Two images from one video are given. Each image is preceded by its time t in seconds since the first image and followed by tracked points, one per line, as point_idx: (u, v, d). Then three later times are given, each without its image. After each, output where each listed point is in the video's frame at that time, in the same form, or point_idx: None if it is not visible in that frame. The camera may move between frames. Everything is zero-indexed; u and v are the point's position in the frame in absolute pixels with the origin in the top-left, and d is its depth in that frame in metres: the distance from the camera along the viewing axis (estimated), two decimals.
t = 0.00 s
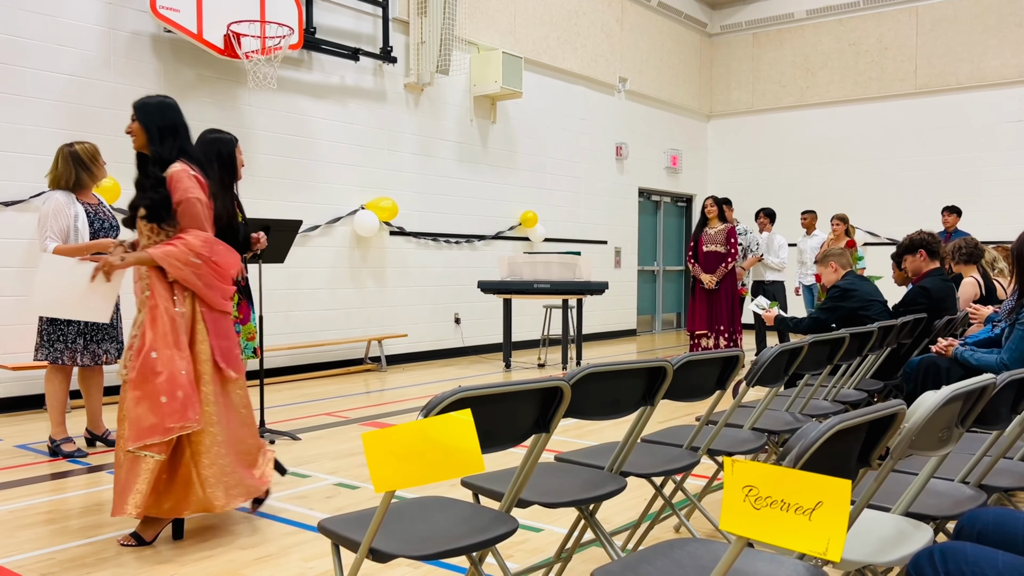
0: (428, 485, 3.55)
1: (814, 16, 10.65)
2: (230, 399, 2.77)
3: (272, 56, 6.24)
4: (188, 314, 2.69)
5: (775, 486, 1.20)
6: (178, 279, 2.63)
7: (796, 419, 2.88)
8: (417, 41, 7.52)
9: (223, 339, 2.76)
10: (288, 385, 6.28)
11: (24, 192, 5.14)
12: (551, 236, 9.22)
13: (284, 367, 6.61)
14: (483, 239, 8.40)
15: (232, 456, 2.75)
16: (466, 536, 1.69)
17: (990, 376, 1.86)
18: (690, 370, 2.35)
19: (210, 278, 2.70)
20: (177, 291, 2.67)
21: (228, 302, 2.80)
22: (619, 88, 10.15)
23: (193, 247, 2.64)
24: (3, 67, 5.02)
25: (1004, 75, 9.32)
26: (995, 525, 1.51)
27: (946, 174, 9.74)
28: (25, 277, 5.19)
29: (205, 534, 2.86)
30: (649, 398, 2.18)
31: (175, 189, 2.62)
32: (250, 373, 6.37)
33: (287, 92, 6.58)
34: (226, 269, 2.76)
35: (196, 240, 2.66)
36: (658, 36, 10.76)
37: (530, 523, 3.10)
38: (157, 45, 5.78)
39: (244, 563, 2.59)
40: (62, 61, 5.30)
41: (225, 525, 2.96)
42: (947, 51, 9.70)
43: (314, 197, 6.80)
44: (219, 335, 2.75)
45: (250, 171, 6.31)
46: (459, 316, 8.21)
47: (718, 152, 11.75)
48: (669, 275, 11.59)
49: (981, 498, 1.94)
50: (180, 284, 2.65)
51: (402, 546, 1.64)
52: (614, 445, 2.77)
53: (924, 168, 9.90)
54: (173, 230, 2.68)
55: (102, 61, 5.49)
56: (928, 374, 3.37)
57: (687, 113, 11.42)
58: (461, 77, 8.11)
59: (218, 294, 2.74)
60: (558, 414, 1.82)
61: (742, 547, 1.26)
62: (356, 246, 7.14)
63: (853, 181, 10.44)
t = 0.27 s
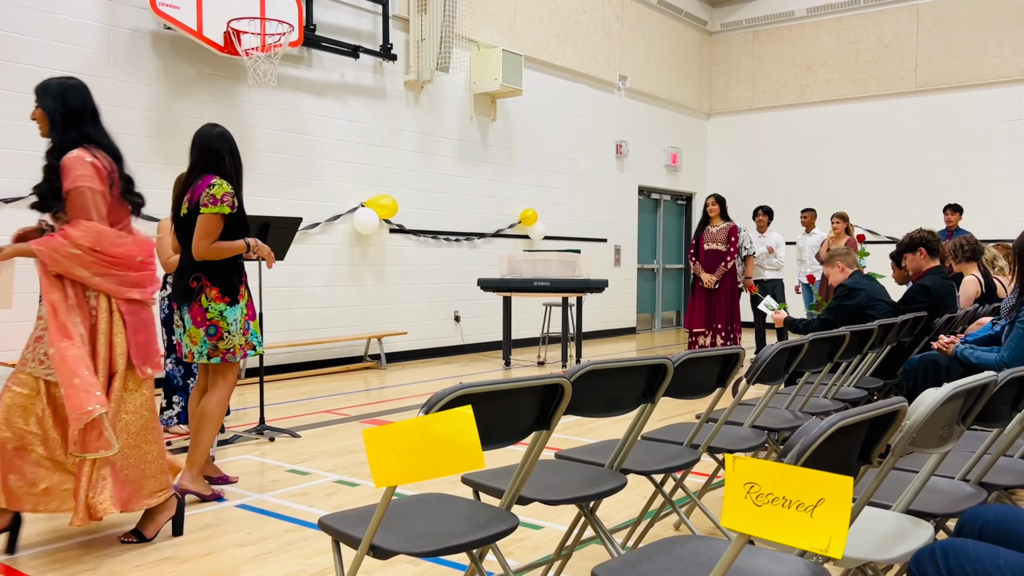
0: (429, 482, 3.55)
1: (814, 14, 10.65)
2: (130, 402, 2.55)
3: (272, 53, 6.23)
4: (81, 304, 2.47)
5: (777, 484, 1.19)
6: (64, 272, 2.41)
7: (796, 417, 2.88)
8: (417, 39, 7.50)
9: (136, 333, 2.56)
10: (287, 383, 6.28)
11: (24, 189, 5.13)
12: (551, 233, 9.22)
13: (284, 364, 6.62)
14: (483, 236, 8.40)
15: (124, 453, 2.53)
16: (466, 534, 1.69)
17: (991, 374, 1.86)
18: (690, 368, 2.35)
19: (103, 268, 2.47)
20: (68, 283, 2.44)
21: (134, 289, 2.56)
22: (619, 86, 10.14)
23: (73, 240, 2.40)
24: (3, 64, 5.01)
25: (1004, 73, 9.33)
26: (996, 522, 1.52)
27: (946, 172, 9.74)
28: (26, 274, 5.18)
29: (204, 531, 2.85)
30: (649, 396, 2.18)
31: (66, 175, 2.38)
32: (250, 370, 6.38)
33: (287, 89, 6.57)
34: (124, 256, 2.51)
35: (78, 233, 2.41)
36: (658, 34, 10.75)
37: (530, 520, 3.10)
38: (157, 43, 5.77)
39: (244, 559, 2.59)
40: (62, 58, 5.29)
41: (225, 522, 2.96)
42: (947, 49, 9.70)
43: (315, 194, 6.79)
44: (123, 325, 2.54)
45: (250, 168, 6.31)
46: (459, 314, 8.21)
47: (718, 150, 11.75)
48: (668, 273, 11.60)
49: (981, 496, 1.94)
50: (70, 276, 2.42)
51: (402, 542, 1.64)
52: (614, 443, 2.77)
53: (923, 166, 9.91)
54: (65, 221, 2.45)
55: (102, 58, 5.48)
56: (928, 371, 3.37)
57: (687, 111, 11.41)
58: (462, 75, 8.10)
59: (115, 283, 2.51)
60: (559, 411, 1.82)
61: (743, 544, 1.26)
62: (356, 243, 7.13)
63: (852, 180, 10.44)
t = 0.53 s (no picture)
0: (429, 480, 3.56)
1: (814, 12, 10.65)
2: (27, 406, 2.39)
3: (272, 50, 6.22)
4: None
5: (778, 481, 1.19)
6: None
7: (797, 415, 2.89)
8: (417, 36, 7.49)
9: (15, 337, 2.38)
10: (287, 380, 6.28)
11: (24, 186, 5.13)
12: (551, 231, 9.22)
13: (284, 362, 6.62)
14: (483, 234, 8.40)
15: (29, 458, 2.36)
16: (467, 531, 1.69)
17: (992, 371, 1.86)
18: (691, 365, 2.35)
19: None
20: None
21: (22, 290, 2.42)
22: (619, 84, 10.13)
23: None
24: (2, 61, 5.00)
25: (1004, 71, 9.33)
26: (998, 520, 1.52)
27: (946, 171, 9.75)
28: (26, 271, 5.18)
29: (204, 528, 2.85)
30: (650, 393, 2.18)
31: None
32: (251, 367, 6.38)
33: (287, 86, 6.57)
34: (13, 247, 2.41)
35: None
36: (658, 32, 10.74)
37: (530, 518, 3.10)
38: (157, 40, 5.76)
39: (245, 557, 2.59)
40: (61, 55, 5.28)
41: (225, 519, 2.96)
42: (947, 47, 9.70)
43: (315, 191, 6.79)
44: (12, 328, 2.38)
45: (250, 166, 6.30)
46: (459, 312, 8.20)
47: (718, 148, 11.75)
48: (668, 271, 11.60)
49: (982, 494, 1.94)
50: None
51: (403, 540, 1.64)
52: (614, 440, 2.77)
53: (923, 164, 9.91)
54: None
55: (102, 55, 5.47)
56: (928, 369, 3.37)
57: (687, 109, 11.40)
58: (462, 72, 8.10)
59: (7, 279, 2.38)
60: (560, 408, 1.82)
61: (744, 542, 1.25)
62: (356, 241, 7.13)
63: (852, 178, 10.44)
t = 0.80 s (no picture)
0: (429, 477, 3.56)
1: (815, 10, 10.64)
2: None
3: (272, 47, 6.21)
4: None
5: (778, 478, 1.19)
6: None
7: (797, 413, 2.89)
8: (417, 34, 7.49)
9: None
10: (287, 378, 6.28)
11: (24, 183, 5.12)
12: (551, 229, 9.22)
13: (283, 360, 6.62)
14: (483, 232, 8.40)
15: None
16: (467, 528, 1.69)
17: (992, 369, 1.86)
18: (691, 363, 2.35)
19: None
20: None
21: None
22: (619, 82, 10.12)
23: None
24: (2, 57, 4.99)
25: (1005, 69, 9.32)
26: (998, 518, 1.52)
27: (946, 169, 9.74)
28: (26, 269, 5.18)
29: (203, 526, 2.85)
30: (650, 391, 2.18)
31: None
32: (250, 365, 6.38)
33: (287, 84, 6.56)
34: None
35: None
36: (658, 29, 10.72)
37: (530, 515, 3.10)
38: (157, 37, 5.76)
39: (245, 554, 2.59)
40: (61, 51, 5.28)
41: (224, 516, 2.96)
42: (948, 45, 9.69)
43: (315, 189, 6.79)
44: None
45: (250, 163, 6.30)
46: (459, 310, 8.20)
47: (719, 146, 11.74)
48: (668, 269, 11.60)
49: (982, 492, 1.94)
50: None
51: (403, 537, 1.64)
52: (613, 438, 2.77)
53: (924, 163, 9.91)
54: None
55: (101, 52, 5.47)
56: (928, 367, 3.37)
57: (687, 107, 11.39)
58: (462, 70, 8.09)
59: None
60: (560, 406, 1.81)
61: (743, 540, 1.25)
62: (356, 238, 7.13)
63: (853, 176, 10.44)
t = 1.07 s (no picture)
0: (429, 475, 3.56)
1: (816, 8, 10.63)
2: None
3: (272, 45, 6.19)
4: None
5: (779, 476, 1.19)
6: None
7: (797, 411, 2.89)
8: (417, 32, 7.49)
9: None
10: (288, 376, 6.28)
11: (23, 181, 5.12)
12: (551, 227, 9.21)
13: (283, 358, 6.62)
14: (483, 230, 8.39)
15: None
16: (468, 526, 1.69)
17: (993, 367, 1.86)
18: (692, 361, 2.35)
19: None
20: None
21: None
22: (619, 80, 10.12)
23: None
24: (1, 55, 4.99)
25: (1006, 68, 9.31)
26: (999, 516, 1.52)
27: (946, 167, 9.74)
28: (27, 266, 5.18)
29: (204, 523, 2.85)
30: (651, 389, 2.18)
31: None
32: (251, 363, 6.38)
33: (287, 82, 6.56)
34: None
35: None
36: (658, 27, 10.71)
37: (530, 513, 3.10)
38: (157, 35, 5.76)
39: (245, 552, 2.59)
40: (60, 49, 5.27)
41: (224, 514, 2.97)
42: (949, 44, 9.68)
43: (316, 187, 6.79)
44: None
45: (250, 161, 6.29)
46: (459, 308, 8.20)
47: (719, 144, 11.74)
48: (668, 267, 11.59)
49: (982, 490, 1.94)
50: None
51: (404, 535, 1.64)
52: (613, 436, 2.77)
53: (924, 161, 9.90)
54: None
55: (101, 49, 5.46)
56: (928, 366, 3.38)
57: (687, 105, 11.38)
58: (462, 68, 8.08)
59: None
60: (560, 404, 1.82)
61: (744, 537, 1.25)
62: (356, 236, 7.13)
63: (853, 174, 10.44)
